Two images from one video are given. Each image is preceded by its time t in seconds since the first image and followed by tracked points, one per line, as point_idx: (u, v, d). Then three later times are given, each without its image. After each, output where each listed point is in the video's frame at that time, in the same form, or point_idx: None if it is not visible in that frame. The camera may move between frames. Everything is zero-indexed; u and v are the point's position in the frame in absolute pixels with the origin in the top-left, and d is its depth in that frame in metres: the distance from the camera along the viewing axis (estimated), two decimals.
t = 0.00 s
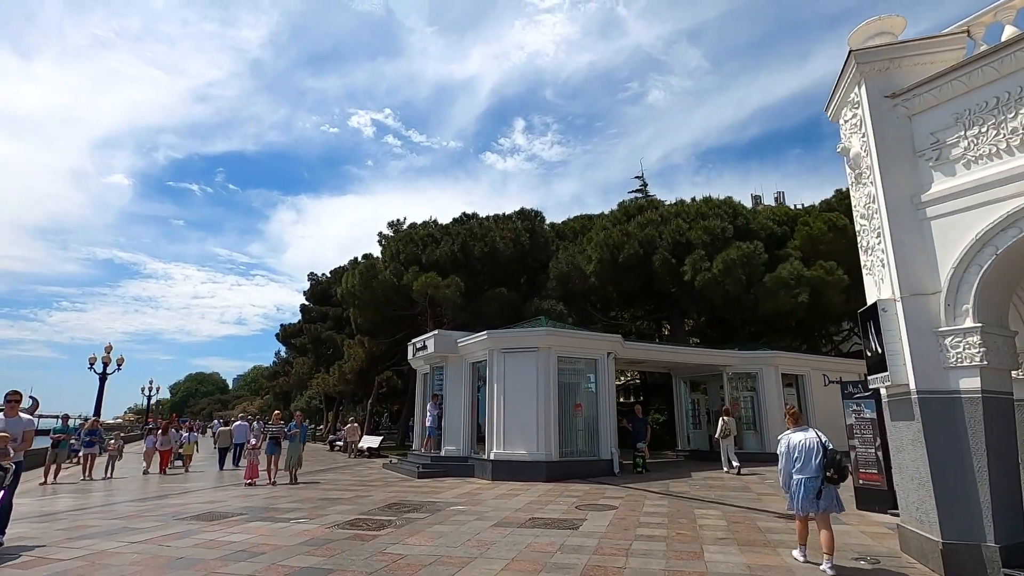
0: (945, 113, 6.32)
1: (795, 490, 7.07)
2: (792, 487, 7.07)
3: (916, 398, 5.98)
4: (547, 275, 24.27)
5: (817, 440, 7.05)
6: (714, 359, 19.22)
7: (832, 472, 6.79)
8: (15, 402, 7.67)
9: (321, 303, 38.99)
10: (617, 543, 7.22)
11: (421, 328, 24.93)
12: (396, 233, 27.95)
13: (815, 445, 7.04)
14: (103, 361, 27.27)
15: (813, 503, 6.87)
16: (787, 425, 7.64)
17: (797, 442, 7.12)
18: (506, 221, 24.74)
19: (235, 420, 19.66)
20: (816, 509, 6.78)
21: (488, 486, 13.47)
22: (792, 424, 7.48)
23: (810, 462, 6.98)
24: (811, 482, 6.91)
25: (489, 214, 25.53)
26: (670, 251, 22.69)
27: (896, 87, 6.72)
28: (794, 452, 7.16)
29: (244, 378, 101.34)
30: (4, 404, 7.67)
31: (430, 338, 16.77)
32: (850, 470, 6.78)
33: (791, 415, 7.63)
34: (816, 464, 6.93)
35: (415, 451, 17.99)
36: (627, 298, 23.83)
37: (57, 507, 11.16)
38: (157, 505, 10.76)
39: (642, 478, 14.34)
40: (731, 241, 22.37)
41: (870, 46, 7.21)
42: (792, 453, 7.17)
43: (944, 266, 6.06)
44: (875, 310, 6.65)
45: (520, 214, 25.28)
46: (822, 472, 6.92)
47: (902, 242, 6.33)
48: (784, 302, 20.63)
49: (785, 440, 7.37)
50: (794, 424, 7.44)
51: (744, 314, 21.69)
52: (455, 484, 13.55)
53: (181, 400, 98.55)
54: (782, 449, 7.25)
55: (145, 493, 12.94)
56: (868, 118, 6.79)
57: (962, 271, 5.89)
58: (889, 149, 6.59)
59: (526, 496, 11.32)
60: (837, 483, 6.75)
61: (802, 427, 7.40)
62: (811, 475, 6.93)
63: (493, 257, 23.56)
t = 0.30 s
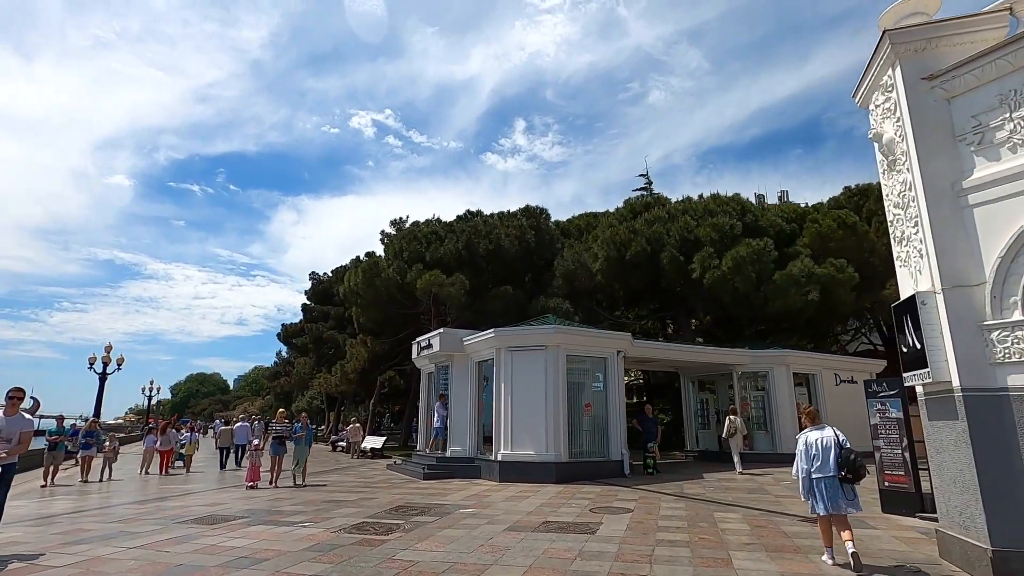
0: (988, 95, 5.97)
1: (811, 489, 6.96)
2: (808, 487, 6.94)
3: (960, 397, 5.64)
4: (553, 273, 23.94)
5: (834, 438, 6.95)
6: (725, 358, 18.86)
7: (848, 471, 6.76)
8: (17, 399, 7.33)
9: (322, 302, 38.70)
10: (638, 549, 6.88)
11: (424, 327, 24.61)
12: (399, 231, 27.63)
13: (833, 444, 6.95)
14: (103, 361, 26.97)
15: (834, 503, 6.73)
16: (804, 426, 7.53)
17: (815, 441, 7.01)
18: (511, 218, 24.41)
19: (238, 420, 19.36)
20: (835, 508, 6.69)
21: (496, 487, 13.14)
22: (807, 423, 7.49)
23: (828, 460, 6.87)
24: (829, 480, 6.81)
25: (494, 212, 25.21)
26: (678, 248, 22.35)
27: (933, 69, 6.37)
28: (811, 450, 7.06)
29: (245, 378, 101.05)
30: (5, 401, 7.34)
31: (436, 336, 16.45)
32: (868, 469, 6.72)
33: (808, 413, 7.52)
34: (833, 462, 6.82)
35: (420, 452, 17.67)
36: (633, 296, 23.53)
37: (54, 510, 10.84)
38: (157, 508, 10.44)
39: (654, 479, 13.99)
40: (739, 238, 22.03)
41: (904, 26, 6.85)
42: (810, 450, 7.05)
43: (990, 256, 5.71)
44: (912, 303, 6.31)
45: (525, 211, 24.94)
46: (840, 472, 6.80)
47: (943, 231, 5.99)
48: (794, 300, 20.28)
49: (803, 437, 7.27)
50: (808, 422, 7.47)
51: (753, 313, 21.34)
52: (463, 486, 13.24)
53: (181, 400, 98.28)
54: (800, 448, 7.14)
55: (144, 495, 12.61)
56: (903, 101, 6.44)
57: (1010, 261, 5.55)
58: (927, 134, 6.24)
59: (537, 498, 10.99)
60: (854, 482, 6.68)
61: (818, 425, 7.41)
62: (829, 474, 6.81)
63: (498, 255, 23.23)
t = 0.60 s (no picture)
0: None
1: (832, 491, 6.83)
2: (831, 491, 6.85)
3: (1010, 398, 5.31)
4: (559, 273, 23.60)
5: (859, 443, 6.83)
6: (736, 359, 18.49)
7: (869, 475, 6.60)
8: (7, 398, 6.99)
9: (323, 302, 38.36)
10: (663, 559, 6.53)
11: (427, 328, 24.25)
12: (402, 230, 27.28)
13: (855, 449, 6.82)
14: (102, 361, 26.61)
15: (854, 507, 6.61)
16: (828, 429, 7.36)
17: (838, 445, 6.93)
18: (516, 217, 24.08)
19: (239, 421, 19.04)
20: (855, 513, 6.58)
21: (504, 491, 12.80)
22: (833, 427, 7.28)
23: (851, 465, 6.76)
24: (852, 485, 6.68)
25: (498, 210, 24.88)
26: (686, 248, 22.02)
27: (976, 53, 6.05)
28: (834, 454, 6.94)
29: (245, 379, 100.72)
30: None
31: (441, 337, 16.11)
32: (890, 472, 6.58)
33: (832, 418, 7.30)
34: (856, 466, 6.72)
35: (425, 454, 17.33)
36: (640, 296, 23.18)
37: (49, 514, 10.48)
38: (156, 513, 10.09)
39: (666, 483, 13.64)
40: (749, 238, 21.70)
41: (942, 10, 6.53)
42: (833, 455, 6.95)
43: None
44: (954, 300, 5.97)
45: (530, 210, 24.61)
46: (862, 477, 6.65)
47: (990, 224, 5.65)
48: (805, 301, 19.90)
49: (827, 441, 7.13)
50: (834, 426, 7.24)
51: (763, 314, 20.99)
52: (471, 489, 12.91)
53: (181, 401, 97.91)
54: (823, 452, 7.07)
55: (143, 498, 12.26)
56: (944, 87, 6.12)
57: None
58: (971, 121, 5.91)
59: (548, 503, 10.65)
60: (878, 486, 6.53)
61: (844, 430, 7.20)
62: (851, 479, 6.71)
63: (503, 254, 22.89)
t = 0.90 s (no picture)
0: None
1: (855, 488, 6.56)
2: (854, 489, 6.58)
3: None
4: (563, 272, 23.24)
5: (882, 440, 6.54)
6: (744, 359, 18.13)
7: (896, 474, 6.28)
8: None
9: (323, 301, 37.95)
10: (685, 567, 6.17)
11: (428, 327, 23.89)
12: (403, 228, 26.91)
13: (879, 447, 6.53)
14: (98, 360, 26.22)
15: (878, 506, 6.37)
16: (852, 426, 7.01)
17: (861, 442, 6.63)
18: (520, 215, 23.73)
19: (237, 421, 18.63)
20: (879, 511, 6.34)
21: (510, 494, 12.43)
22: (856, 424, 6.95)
23: (875, 462, 6.47)
24: (876, 483, 6.39)
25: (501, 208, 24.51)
26: (692, 246, 21.68)
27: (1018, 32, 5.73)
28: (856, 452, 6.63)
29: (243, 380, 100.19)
30: None
31: (444, 335, 15.74)
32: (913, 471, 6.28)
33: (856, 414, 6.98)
34: (881, 464, 6.43)
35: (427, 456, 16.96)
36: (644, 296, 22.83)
37: (40, 518, 10.10)
38: (150, 517, 9.71)
39: (676, 486, 13.27)
40: (756, 236, 21.38)
41: None
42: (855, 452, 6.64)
43: None
44: (996, 293, 5.64)
45: (534, 208, 24.26)
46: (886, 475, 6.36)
47: None
48: (814, 300, 19.55)
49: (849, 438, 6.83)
50: (858, 423, 6.89)
51: (771, 313, 20.65)
52: (476, 492, 12.53)
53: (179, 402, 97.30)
54: (845, 449, 6.78)
55: (139, 501, 11.88)
56: (985, 68, 5.80)
57: None
58: (1014, 103, 5.59)
59: (557, 507, 10.28)
60: (904, 486, 6.20)
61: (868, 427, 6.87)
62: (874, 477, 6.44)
63: (506, 252, 22.52)
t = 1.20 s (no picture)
0: None
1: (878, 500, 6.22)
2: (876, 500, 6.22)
3: None
4: (565, 272, 22.91)
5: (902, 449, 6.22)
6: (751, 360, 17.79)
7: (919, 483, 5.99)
8: None
9: (320, 302, 37.51)
10: None
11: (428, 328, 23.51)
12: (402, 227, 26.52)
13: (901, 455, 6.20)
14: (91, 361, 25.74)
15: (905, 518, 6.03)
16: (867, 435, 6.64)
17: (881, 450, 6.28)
18: (521, 214, 23.39)
19: (234, 423, 18.08)
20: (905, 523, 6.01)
21: (514, 499, 12.06)
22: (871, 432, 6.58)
23: (899, 472, 6.13)
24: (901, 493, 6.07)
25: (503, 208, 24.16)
26: (697, 247, 21.37)
27: None
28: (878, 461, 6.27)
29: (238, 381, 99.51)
30: None
31: (446, 336, 15.35)
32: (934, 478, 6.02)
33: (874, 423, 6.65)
34: (905, 474, 6.09)
35: (427, 459, 16.55)
36: (647, 296, 22.49)
37: (25, 525, 9.68)
38: (141, 524, 9.30)
39: (684, 491, 12.92)
40: (760, 237, 21.12)
41: None
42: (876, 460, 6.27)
43: None
44: None
45: (536, 208, 23.91)
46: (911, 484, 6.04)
47: None
48: (820, 301, 19.25)
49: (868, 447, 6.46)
50: (873, 431, 6.52)
51: (776, 314, 20.34)
52: (479, 497, 12.17)
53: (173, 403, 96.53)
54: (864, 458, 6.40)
55: (130, 507, 11.47)
56: None
57: None
58: None
59: (564, 514, 9.91)
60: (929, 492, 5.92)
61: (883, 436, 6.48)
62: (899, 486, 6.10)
63: (507, 251, 22.16)
